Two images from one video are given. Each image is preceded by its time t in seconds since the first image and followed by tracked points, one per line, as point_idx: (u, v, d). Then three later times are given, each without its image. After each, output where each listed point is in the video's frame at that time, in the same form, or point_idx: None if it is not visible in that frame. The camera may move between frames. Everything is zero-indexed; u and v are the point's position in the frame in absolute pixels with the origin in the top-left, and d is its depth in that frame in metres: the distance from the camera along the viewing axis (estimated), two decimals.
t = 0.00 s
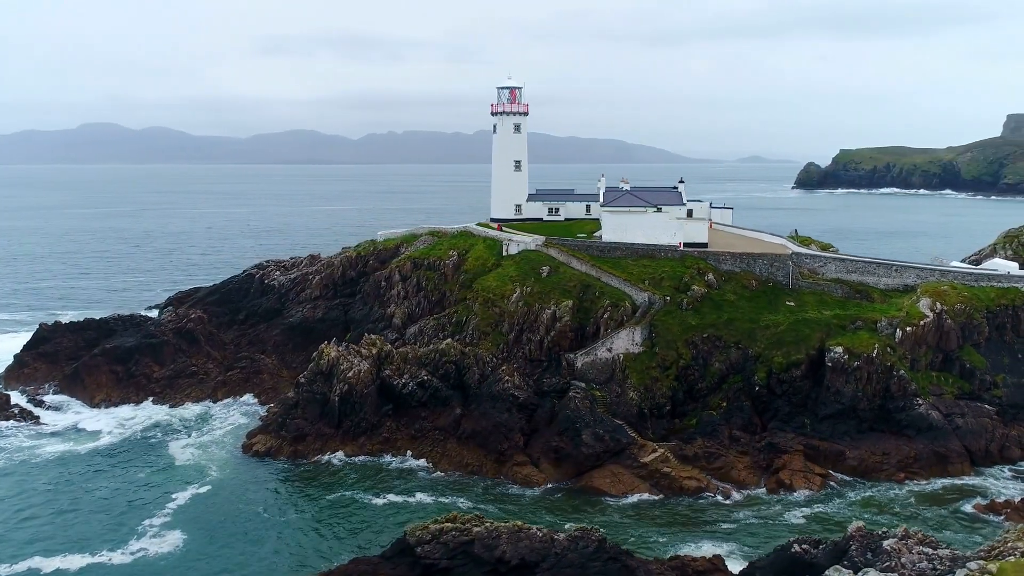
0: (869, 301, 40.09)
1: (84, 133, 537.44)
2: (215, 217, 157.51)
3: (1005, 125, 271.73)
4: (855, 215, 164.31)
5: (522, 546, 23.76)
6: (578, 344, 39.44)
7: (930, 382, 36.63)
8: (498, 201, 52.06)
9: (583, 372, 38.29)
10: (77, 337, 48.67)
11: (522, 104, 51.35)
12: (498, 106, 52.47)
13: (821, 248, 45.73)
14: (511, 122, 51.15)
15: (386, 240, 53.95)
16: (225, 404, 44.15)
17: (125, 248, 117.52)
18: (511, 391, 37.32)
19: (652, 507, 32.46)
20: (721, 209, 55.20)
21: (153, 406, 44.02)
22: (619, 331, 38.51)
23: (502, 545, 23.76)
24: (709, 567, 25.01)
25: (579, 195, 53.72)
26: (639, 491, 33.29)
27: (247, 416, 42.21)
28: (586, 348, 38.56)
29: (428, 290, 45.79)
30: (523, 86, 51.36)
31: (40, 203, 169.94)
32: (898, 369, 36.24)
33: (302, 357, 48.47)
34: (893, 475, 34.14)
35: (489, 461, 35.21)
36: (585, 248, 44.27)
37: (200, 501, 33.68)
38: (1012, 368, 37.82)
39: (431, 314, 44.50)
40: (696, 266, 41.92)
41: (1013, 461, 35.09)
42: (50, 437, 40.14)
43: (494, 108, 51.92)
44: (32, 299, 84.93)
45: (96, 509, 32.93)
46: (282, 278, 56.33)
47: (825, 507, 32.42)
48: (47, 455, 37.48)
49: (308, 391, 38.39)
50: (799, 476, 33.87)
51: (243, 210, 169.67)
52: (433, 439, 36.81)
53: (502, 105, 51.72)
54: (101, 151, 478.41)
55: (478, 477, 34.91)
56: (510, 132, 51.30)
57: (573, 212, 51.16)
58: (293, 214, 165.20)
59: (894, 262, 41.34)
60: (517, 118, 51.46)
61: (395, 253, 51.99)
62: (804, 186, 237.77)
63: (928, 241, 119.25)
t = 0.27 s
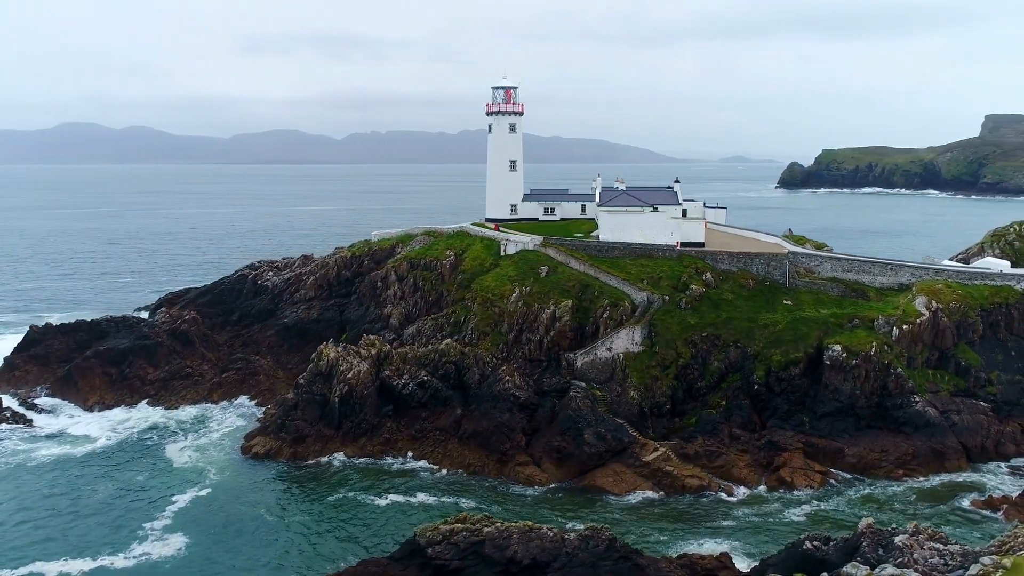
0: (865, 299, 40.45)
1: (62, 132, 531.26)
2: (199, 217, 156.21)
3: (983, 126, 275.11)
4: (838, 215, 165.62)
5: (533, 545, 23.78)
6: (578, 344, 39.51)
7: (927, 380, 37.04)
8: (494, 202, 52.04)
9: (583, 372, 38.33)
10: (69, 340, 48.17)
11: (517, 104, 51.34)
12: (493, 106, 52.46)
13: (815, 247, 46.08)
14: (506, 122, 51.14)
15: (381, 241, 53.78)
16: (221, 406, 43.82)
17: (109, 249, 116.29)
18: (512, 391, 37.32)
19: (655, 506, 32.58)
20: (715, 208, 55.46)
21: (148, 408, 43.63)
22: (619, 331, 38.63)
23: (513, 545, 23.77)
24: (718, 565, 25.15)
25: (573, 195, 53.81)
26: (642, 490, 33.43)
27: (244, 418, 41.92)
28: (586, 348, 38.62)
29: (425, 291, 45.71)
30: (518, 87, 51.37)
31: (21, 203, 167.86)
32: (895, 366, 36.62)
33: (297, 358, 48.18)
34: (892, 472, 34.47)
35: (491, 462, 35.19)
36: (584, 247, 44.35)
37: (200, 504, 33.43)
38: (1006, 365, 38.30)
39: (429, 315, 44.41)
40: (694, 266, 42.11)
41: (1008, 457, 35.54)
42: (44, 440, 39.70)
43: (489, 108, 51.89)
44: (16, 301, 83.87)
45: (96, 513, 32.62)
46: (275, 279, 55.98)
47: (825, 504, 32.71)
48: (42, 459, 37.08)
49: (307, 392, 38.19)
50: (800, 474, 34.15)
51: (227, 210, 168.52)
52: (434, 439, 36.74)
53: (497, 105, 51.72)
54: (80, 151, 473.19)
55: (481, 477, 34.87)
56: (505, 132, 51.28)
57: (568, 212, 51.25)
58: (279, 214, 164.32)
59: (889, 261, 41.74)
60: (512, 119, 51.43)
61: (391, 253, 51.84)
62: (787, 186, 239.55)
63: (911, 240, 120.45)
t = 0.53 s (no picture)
0: (865, 298, 40.76)
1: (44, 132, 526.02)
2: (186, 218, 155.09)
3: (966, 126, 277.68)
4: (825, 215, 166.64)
5: (546, 545, 23.79)
6: (580, 344, 39.55)
7: (927, 378, 37.37)
8: (492, 202, 52.02)
9: (587, 371, 38.36)
10: (64, 341, 47.78)
11: (515, 104, 51.21)
12: (490, 106, 52.35)
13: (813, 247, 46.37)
14: (504, 122, 51.08)
15: (379, 241, 53.62)
16: (220, 407, 43.56)
17: (96, 250, 115.22)
18: (516, 391, 37.31)
19: (660, 505, 32.66)
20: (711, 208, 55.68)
21: (146, 410, 43.32)
22: (621, 330, 38.73)
23: (527, 545, 23.77)
24: (729, 564, 25.27)
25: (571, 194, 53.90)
26: (647, 489, 33.53)
27: (244, 420, 41.66)
28: (588, 347, 38.67)
29: (426, 291, 45.63)
30: (516, 86, 51.24)
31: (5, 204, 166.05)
32: (896, 365, 36.94)
33: (296, 359, 47.94)
34: (894, 469, 34.73)
35: (497, 462, 35.16)
36: (585, 247, 44.43)
37: (205, 506, 33.24)
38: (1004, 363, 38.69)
39: (429, 315, 44.34)
40: (695, 265, 42.27)
41: (1007, 453, 35.91)
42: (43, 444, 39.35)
43: (487, 108, 51.78)
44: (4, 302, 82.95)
45: (99, 516, 32.39)
46: (271, 280, 55.68)
47: (828, 502, 32.92)
48: (42, 462, 36.79)
49: (310, 393, 38.03)
50: (803, 471, 34.39)
51: (216, 210, 167.60)
52: (438, 439, 36.68)
53: (495, 105, 51.63)
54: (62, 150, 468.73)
55: (486, 477, 34.84)
56: (503, 132, 51.20)
57: (567, 212, 51.65)
58: (268, 214, 163.37)
59: (887, 260, 42.05)
60: (510, 118, 51.31)
61: (389, 253, 51.70)
62: (774, 185, 240.92)
63: (899, 239, 121.38)
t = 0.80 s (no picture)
0: (866, 297, 41.02)
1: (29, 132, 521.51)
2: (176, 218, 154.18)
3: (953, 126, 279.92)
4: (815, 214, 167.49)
5: (563, 545, 23.81)
6: (584, 343, 39.60)
7: (929, 376, 37.66)
8: (493, 201, 52.05)
9: (592, 371, 38.41)
10: (63, 343, 47.42)
11: (516, 103, 51.17)
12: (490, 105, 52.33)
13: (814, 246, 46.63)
14: (505, 122, 51.09)
15: (379, 241, 53.50)
16: (222, 409, 43.36)
17: (87, 251, 114.32)
18: (522, 391, 37.31)
19: (668, 503, 32.76)
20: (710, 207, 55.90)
21: (147, 412, 43.06)
22: (626, 330, 38.81)
23: (543, 544, 23.77)
24: (742, 562, 25.38)
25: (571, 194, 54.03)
26: (655, 488, 33.61)
27: (247, 421, 41.47)
28: (593, 347, 38.72)
29: (428, 291, 45.58)
30: (516, 86, 51.20)
31: None
32: (899, 363, 37.20)
33: (297, 360, 47.74)
34: (899, 467, 34.97)
35: (504, 462, 35.17)
36: (588, 247, 44.49)
37: (212, 508, 33.08)
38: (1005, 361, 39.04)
39: (432, 315, 44.29)
40: (698, 265, 42.42)
41: (1009, 451, 36.26)
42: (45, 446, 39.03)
43: (488, 108, 51.74)
44: None
45: (104, 518, 32.18)
46: (270, 280, 55.44)
47: (835, 500, 33.09)
48: (45, 465, 36.51)
49: (315, 394, 37.91)
50: (809, 470, 34.59)
51: (206, 210, 166.69)
52: (445, 440, 36.64)
53: (495, 105, 51.60)
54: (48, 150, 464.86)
55: (494, 477, 34.84)
56: (504, 132, 51.19)
57: (568, 212, 51.89)
58: (258, 214, 162.58)
59: (888, 259, 42.34)
60: (510, 118, 51.28)
61: (389, 253, 51.60)
62: (763, 185, 242.19)
63: (889, 238, 122.18)
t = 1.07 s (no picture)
0: (869, 296, 41.28)
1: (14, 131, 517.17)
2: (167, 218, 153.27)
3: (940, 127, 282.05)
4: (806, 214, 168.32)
5: (579, 544, 23.84)
6: (589, 343, 39.66)
7: (932, 374, 37.94)
8: (493, 202, 52.04)
9: (597, 370, 38.47)
10: (62, 344, 47.09)
11: (517, 103, 51.16)
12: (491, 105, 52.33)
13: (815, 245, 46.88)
14: (506, 122, 51.10)
15: (379, 241, 53.38)
16: (224, 410, 43.16)
17: (77, 251, 113.49)
18: (528, 391, 37.32)
19: (676, 502, 32.85)
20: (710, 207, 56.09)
21: (149, 413, 42.82)
22: (631, 329, 38.90)
23: (560, 544, 23.80)
24: (755, 561, 25.48)
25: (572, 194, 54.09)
26: (662, 487, 33.70)
27: (250, 423, 41.27)
28: (599, 346, 38.78)
29: (431, 291, 45.52)
30: (517, 86, 51.19)
31: None
32: (903, 362, 37.45)
33: (298, 360, 47.54)
34: (904, 465, 35.20)
35: (511, 462, 35.18)
36: (591, 246, 44.53)
37: (220, 510, 32.89)
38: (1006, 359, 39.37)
39: (435, 316, 44.24)
40: (701, 264, 42.57)
41: (1011, 448, 36.59)
42: (47, 450, 38.73)
43: (488, 108, 51.71)
44: None
45: (111, 521, 31.98)
46: (269, 280, 55.20)
47: (841, 499, 33.25)
48: (48, 468, 36.26)
49: (320, 395, 37.80)
50: (815, 468, 34.79)
51: (196, 210, 165.88)
52: (451, 440, 36.60)
53: (495, 105, 51.60)
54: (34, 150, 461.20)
55: (501, 477, 34.84)
56: (505, 132, 51.22)
57: (568, 212, 51.88)
58: (250, 214, 161.85)
59: (890, 259, 42.63)
60: (511, 118, 51.28)
61: (390, 253, 51.51)
62: (753, 185, 243.24)
63: (881, 238, 122.96)
